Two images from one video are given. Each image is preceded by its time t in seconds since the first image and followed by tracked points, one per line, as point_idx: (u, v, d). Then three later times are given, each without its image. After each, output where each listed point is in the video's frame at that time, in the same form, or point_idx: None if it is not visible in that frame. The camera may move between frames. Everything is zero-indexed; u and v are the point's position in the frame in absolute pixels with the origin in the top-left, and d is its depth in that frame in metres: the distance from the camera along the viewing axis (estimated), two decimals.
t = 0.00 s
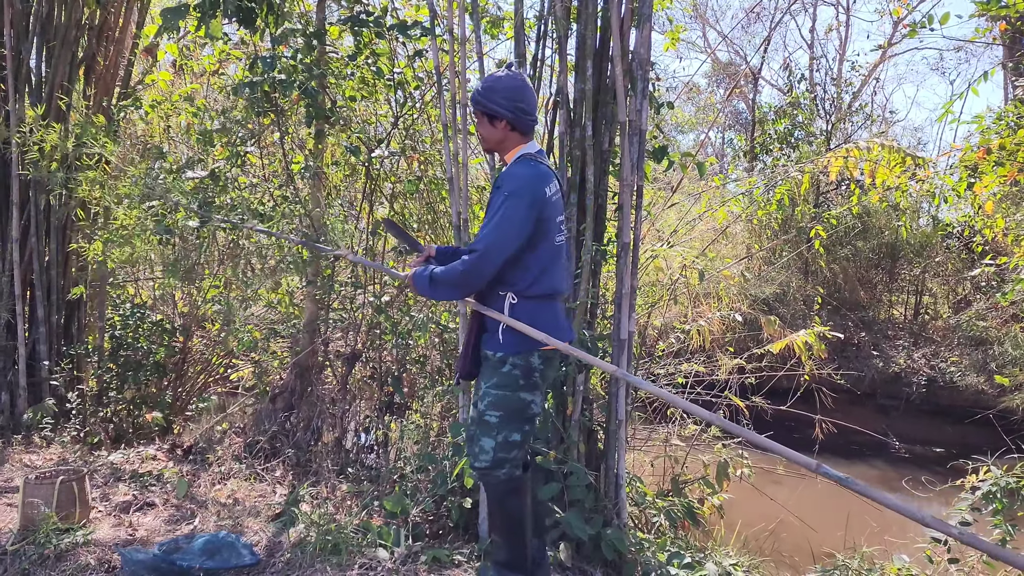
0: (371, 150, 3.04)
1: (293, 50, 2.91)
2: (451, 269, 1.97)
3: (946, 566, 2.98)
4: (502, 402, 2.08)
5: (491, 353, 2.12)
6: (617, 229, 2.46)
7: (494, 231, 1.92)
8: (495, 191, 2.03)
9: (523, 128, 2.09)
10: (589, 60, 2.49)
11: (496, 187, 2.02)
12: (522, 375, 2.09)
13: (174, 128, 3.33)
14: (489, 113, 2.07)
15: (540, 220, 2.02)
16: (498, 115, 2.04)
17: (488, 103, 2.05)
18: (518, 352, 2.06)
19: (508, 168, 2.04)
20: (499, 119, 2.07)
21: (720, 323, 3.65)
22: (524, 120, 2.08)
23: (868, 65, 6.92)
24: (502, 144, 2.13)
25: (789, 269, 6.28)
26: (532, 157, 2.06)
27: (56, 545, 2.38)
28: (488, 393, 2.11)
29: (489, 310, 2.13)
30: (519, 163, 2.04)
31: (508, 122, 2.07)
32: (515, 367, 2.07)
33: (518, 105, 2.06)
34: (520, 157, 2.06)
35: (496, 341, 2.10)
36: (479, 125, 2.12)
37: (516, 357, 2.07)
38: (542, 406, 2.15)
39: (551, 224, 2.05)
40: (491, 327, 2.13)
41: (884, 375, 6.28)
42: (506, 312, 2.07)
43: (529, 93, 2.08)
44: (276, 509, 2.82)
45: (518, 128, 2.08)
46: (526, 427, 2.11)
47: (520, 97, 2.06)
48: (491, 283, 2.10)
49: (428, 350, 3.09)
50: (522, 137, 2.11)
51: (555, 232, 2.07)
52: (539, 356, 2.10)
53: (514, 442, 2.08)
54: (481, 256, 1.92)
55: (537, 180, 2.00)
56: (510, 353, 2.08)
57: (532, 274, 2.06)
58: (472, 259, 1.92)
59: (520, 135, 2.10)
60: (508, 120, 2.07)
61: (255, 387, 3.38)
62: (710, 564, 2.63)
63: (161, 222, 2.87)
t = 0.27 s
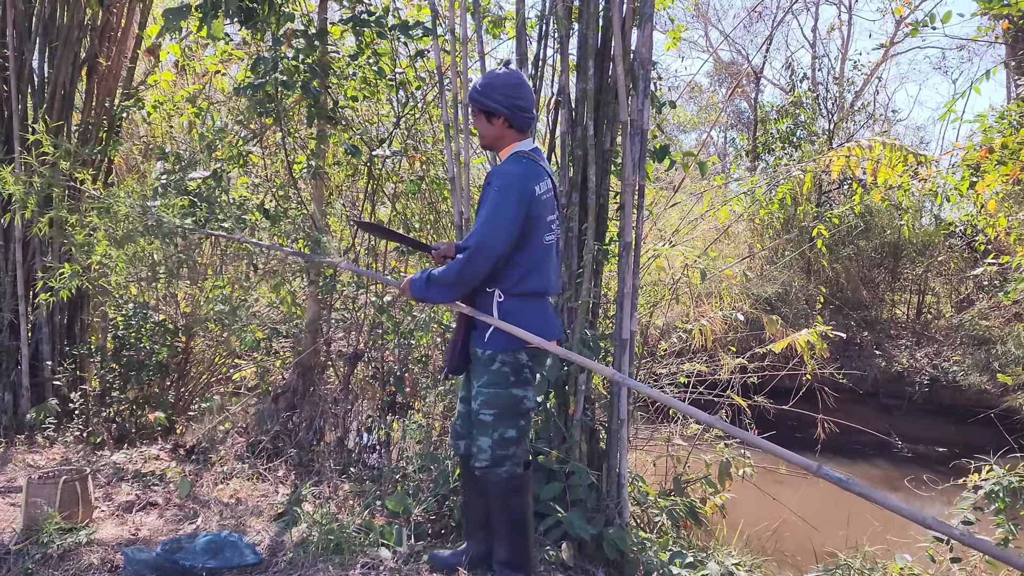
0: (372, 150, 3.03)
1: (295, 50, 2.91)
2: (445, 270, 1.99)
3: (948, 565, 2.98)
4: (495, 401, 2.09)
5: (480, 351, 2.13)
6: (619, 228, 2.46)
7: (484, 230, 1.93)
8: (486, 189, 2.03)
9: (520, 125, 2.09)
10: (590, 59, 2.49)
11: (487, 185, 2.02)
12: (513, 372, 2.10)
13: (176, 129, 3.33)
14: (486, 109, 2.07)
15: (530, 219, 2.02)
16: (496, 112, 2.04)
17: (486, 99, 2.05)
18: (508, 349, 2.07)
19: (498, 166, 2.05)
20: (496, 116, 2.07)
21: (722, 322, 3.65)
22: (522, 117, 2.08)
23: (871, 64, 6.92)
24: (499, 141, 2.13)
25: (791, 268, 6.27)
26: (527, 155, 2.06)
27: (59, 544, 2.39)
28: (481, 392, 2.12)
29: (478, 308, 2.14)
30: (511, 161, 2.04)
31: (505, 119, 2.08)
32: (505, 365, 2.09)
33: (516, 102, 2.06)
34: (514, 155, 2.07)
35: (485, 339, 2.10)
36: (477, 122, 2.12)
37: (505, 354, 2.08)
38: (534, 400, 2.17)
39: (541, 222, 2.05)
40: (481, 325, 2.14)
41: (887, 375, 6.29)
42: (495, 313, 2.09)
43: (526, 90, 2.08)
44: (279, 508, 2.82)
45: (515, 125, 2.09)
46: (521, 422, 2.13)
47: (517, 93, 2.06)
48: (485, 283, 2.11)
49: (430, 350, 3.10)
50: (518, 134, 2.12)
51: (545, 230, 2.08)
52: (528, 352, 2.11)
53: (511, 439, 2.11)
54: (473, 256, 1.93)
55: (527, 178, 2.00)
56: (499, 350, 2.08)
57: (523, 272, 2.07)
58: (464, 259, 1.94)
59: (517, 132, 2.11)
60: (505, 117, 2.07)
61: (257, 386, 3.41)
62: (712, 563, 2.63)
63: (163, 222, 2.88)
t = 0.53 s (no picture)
0: (375, 150, 3.05)
1: (297, 50, 2.91)
2: (460, 276, 1.99)
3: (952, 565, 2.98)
4: (484, 399, 2.11)
5: (472, 351, 2.14)
6: (622, 228, 2.45)
7: (498, 236, 1.92)
8: (492, 193, 2.02)
9: (518, 130, 2.10)
10: (593, 59, 2.49)
11: (493, 189, 2.01)
12: (504, 371, 2.12)
13: (179, 130, 3.34)
14: (485, 116, 2.06)
15: (537, 221, 2.03)
16: (496, 117, 2.04)
17: (485, 105, 2.04)
18: (501, 349, 2.09)
19: (501, 171, 2.04)
20: (495, 122, 2.07)
21: (725, 321, 3.64)
22: (520, 123, 2.08)
23: (874, 64, 6.90)
24: (497, 147, 2.12)
25: (794, 268, 6.26)
26: (525, 160, 2.07)
27: (63, 544, 2.39)
28: (470, 390, 2.13)
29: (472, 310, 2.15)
30: (513, 166, 2.04)
31: (505, 125, 2.08)
32: (497, 364, 2.11)
33: (514, 107, 2.06)
34: (513, 161, 2.07)
35: (479, 339, 2.12)
36: (474, 128, 2.11)
37: (498, 354, 2.10)
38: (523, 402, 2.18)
39: (543, 226, 2.07)
40: (473, 325, 2.15)
41: (891, 374, 6.27)
42: (489, 314, 2.08)
43: (523, 95, 2.09)
44: (282, 509, 2.82)
45: (514, 130, 2.09)
46: (509, 422, 2.14)
47: (516, 99, 2.06)
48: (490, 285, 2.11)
49: (433, 350, 3.10)
50: (516, 139, 2.11)
51: (546, 234, 2.09)
52: (521, 354, 2.13)
53: (498, 438, 2.12)
54: (490, 262, 1.93)
55: (533, 184, 2.01)
56: (492, 350, 2.10)
57: (527, 274, 2.08)
58: (480, 265, 1.93)
59: (515, 138, 2.10)
60: (504, 122, 2.07)
61: (260, 387, 3.39)
62: (715, 563, 2.62)
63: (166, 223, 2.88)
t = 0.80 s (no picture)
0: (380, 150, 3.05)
1: (302, 51, 2.92)
2: (474, 280, 1.96)
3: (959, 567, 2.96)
4: (486, 398, 2.12)
5: (475, 351, 2.15)
6: (626, 229, 2.45)
7: (513, 240, 1.91)
8: (500, 197, 2.00)
9: (516, 136, 2.09)
10: (597, 60, 2.49)
11: (502, 194, 1.99)
12: (507, 372, 2.12)
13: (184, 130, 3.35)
14: (483, 123, 2.06)
15: (542, 226, 2.04)
16: (493, 124, 2.04)
17: (483, 112, 2.05)
18: (504, 350, 2.09)
19: (504, 177, 2.04)
20: (494, 129, 2.07)
21: (730, 322, 3.63)
22: (518, 128, 2.08)
23: (878, 63, 6.89)
24: (496, 152, 2.12)
25: (798, 268, 6.26)
26: (527, 166, 2.06)
27: (69, 545, 2.39)
28: (473, 389, 2.14)
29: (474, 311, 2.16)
30: (517, 171, 2.04)
31: (503, 131, 2.07)
32: (501, 365, 2.11)
33: (512, 113, 2.06)
34: (515, 166, 2.06)
35: (482, 339, 2.12)
36: (474, 134, 2.11)
37: (502, 354, 2.11)
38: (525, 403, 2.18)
39: (547, 231, 2.07)
40: (477, 325, 2.15)
41: (896, 375, 6.26)
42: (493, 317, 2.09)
43: (521, 101, 2.09)
44: (287, 509, 2.82)
45: (513, 136, 2.08)
46: (510, 423, 2.14)
47: (514, 105, 2.06)
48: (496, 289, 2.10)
49: (437, 351, 3.10)
50: (515, 145, 2.11)
51: (548, 238, 2.10)
52: (525, 355, 2.14)
53: (499, 437, 2.13)
54: (506, 265, 1.91)
55: (540, 189, 2.01)
56: (495, 351, 2.10)
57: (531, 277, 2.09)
58: (496, 269, 1.92)
59: (513, 144, 2.10)
60: (503, 128, 2.06)
61: (264, 387, 3.42)
62: (720, 564, 2.62)
63: (171, 224, 2.89)
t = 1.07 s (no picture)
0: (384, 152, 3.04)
1: (307, 53, 2.93)
2: (485, 282, 1.95)
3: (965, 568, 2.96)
4: (489, 399, 2.11)
5: (480, 352, 2.15)
6: (631, 230, 2.45)
7: (524, 243, 1.91)
8: (511, 199, 2.00)
9: (528, 140, 2.09)
10: (602, 60, 2.49)
11: (512, 197, 1.99)
12: (511, 374, 2.11)
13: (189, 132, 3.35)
14: (496, 126, 2.06)
15: (551, 230, 2.04)
16: (505, 127, 2.04)
17: (495, 115, 2.05)
18: (509, 352, 2.09)
19: (515, 180, 2.04)
20: (506, 132, 2.07)
21: (734, 323, 3.61)
22: (530, 132, 2.08)
23: (883, 64, 6.88)
24: (507, 155, 2.12)
25: (803, 269, 6.25)
26: (538, 170, 2.06)
27: (75, 545, 2.40)
28: (477, 390, 2.14)
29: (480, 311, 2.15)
30: (528, 174, 2.04)
31: (515, 134, 2.07)
32: (506, 366, 2.11)
33: (524, 117, 2.06)
34: (526, 170, 2.06)
35: (488, 341, 2.12)
36: (486, 137, 2.12)
37: (507, 356, 2.10)
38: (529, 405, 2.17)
39: (556, 236, 2.07)
40: (483, 327, 2.15)
41: (901, 376, 6.25)
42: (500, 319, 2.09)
43: (534, 105, 2.08)
44: (292, 510, 2.82)
45: (524, 139, 2.08)
46: (513, 424, 2.14)
47: (526, 109, 2.06)
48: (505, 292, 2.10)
49: (442, 351, 3.10)
50: (527, 149, 2.11)
51: (558, 242, 2.10)
52: (530, 357, 2.13)
53: (501, 438, 2.12)
54: (516, 268, 1.91)
55: (550, 194, 2.01)
56: (500, 352, 2.10)
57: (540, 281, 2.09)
58: (507, 271, 1.91)
59: (525, 147, 2.10)
60: (514, 132, 2.07)
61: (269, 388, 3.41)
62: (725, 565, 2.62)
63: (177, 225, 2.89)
